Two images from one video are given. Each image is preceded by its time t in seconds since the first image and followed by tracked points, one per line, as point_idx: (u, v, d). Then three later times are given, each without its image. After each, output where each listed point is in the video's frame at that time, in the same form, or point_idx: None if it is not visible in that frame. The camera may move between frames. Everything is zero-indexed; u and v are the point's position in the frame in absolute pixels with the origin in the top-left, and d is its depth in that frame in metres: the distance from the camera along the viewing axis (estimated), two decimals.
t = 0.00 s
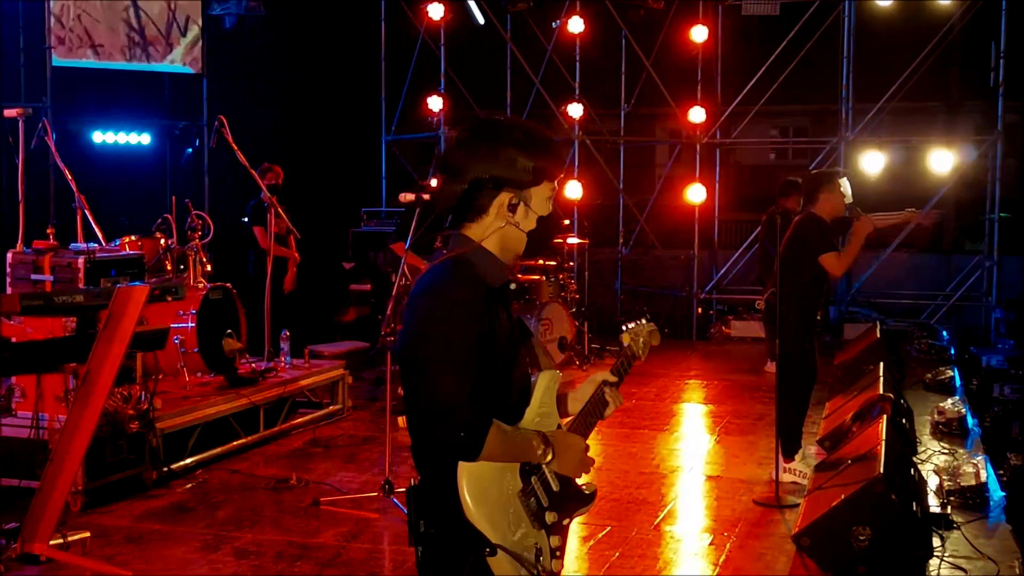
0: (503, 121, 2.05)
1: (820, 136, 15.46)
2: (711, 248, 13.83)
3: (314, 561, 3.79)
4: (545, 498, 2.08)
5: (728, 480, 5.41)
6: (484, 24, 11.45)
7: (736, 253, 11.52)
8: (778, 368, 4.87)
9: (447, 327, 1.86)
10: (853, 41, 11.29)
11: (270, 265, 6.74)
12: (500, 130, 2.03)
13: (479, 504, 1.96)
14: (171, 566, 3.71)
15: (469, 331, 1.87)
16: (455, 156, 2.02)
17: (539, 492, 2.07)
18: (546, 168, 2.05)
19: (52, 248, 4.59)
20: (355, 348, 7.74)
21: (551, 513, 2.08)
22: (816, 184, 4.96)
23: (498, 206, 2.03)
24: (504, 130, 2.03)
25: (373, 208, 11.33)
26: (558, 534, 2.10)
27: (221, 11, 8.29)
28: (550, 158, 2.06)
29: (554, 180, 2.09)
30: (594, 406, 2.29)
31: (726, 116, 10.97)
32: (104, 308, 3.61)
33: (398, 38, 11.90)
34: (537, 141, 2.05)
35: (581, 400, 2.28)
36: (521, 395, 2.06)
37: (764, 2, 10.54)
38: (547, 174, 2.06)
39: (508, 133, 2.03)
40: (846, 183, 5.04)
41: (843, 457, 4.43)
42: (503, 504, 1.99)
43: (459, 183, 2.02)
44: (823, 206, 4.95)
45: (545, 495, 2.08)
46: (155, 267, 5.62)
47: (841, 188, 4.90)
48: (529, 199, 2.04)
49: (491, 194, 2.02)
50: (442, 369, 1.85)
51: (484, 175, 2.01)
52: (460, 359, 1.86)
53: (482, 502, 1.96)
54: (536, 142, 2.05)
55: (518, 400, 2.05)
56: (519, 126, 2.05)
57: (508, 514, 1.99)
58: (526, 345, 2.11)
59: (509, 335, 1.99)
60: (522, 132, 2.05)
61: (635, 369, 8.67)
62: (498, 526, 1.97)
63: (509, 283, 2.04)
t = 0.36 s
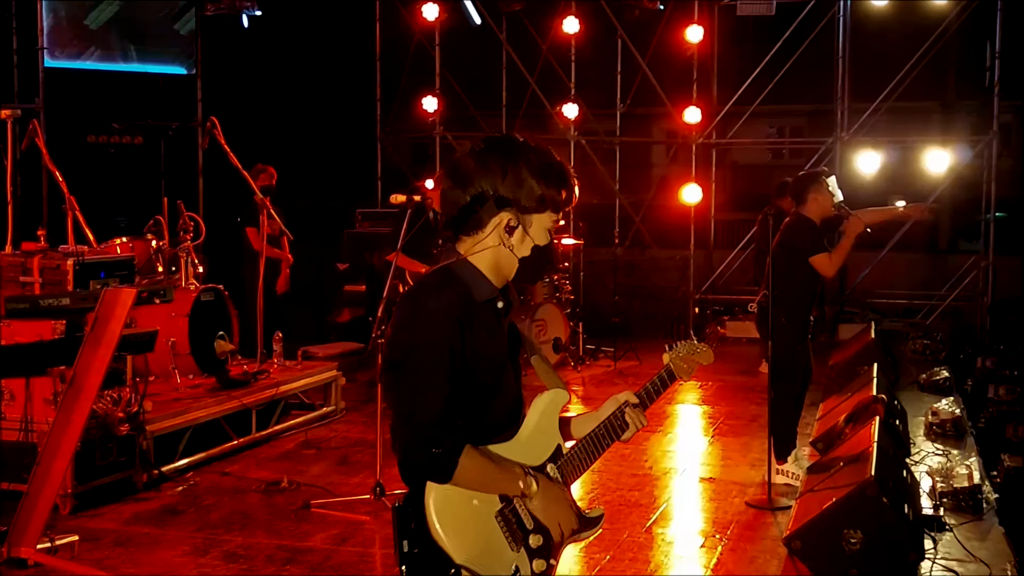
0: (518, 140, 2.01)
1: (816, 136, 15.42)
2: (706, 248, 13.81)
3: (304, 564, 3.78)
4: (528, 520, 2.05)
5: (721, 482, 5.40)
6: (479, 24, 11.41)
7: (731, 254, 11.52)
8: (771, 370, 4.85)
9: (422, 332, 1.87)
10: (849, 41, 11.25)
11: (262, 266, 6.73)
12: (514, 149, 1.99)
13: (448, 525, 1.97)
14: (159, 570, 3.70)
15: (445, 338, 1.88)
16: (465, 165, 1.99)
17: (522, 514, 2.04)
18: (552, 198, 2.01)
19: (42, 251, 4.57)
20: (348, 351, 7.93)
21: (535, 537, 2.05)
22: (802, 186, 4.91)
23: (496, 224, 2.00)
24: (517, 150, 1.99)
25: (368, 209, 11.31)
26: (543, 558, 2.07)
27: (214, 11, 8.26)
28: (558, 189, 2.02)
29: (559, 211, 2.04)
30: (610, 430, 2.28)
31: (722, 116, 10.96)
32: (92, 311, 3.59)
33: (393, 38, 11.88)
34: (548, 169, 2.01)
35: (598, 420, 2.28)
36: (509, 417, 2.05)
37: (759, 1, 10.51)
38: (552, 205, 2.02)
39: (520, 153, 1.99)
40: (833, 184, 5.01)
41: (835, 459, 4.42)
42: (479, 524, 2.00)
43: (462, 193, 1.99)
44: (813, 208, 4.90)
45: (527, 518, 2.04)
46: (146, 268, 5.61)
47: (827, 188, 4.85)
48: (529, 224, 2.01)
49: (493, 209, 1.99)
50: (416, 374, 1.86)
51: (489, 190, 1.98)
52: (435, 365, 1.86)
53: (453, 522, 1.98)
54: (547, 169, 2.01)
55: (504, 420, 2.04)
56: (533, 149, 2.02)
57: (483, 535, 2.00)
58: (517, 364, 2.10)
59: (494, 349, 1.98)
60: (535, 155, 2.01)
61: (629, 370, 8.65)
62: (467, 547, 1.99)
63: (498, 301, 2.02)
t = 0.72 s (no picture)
0: (518, 143, 1.93)
1: (814, 137, 15.48)
2: (704, 249, 13.86)
3: (301, 563, 3.81)
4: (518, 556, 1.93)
5: (718, 482, 5.43)
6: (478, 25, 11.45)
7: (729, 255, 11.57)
8: (765, 370, 4.88)
9: (404, 354, 1.77)
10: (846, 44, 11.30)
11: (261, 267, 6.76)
12: (512, 154, 1.91)
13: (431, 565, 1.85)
14: (157, 569, 3.73)
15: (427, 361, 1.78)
16: (461, 168, 1.91)
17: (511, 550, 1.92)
18: (551, 207, 1.94)
19: (40, 251, 4.60)
20: (347, 351, 7.91)
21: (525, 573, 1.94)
22: (801, 188, 4.96)
23: (491, 231, 1.92)
24: (515, 155, 1.92)
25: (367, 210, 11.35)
26: None
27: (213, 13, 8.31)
28: (558, 196, 1.94)
29: (558, 219, 1.98)
30: (602, 453, 2.22)
31: (720, 118, 11.00)
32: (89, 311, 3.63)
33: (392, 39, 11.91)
34: (547, 175, 1.94)
35: (586, 446, 2.23)
36: (496, 442, 1.95)
37: (756, 4, 10.56)
38: (551, 213, 1.95)
39: (519, 158, 1.92)
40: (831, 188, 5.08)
41: (828, 460, 4.44)
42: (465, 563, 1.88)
43: (456, 198, 1.92)
44: (809, 211, 4.96)
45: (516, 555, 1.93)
46: (145, 269, 5.62)
47: (827, 192, 4.93)
48: (526, 230, 1.93)
49: (487, 215, 1.91)
50: (397, 400, 1.76)
51: (485, 196, 1.90)
52: (417, 391, 1.76)
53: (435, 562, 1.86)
54: (547, 176, 1.94)
55: (494, 446, 1.95)
56: (533, 153, 1.94)
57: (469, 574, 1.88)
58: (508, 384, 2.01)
59: (482, 371, 1.88)
60: (535, 160, 1.93)
61: (627, 370, 8.69)
62: None
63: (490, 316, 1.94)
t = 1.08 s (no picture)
0: (493, 116, 1.87)
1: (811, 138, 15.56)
2: (701, 249, 13.93)
3: (299, 557, 3.85)
4: (499, 557, 1.85)
5: (713, 478, 5.48)
6: (475, 27, 11.49)
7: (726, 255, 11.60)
8: (760, 367, 4.92)
9: (375, 356, 1.73)
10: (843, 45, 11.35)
11: (259, 265, 6.80)
12: (487, 126, 1.85)
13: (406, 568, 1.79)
14: (157, 562, 3.77)
15: (400, 359, 1.74)
16: (434, 148, 1.85)
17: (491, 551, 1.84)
18: (530, 178, 1.87)
19: (41, 248, 4.67)
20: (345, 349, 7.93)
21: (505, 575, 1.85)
22: (802, 190, 5.00)
23: (471, 210, 1.87)
24: (490, 127, 1.85)
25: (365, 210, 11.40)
26: None
27: (212, 14, 8.37)
28: (536, 165, 1.88)
29: (541, 188, 1.90)
30: (601, 445, 2.13)
31: (717, 118, 11.04)
32: (90, 307, 3.67)
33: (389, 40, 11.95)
34: (525, 143, 1.87)
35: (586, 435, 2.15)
36: (481, 440, 1.89)
37: (753, 5, 10.62)
38: (532, 184, 1.88)
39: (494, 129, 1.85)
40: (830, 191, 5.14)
41: (822, 455, 4.48)
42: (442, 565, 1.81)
43: (433, 179, 1.86)
44: (809, 212, 5.00)
45: (495, 555, 1.85)
46: (144, 267, 5.67)
47: (827, 196, 4.97)
48: (506, 203, 1.87)
49: (463, 196, 1.86)
50: (368, 403, 1.72)
51: (460, 173, 1.84)
52: (389, 394, 1.73)
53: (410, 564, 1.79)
54: (525, 145, 1.87)
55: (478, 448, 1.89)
56: (510, 124, 1.87)
57: None
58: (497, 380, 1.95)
59: (464, 370, 1.84)
60: (512, 131, 1.87)
61: (624, 369, 8.74)
62: None
63: (478, 307, 1.89)
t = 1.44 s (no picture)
0: (489, 88, 1.83)
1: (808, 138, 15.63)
2: (699, 250, 13.98)
3: (301, 549, 3.88)
4: (500, 537, 1.86)
5: (712, 474, 5.52)
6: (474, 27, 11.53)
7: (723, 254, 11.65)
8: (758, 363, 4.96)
9: (387, 320, 1.71)
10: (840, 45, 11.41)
11: (260, 263, 6.84)
12: (482, 98, 1.81)
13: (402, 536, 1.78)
14: (160, 555, 3.80)
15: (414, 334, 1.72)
16: (428, 126, 1.83)
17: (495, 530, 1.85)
18: (532, 148, 1.83)
19: (44, 244, 4.74)
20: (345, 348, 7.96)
21: (507, 556, 1.85)
22: (804, 189, 5.03)
23: (474, 185, 1.85)
24: (486, 100, 1.81)
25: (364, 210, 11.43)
26: None
27: (212, 14, 8.42)
28: (538, 133, 1.84)
29: (544, 158, 1.87)
30: (615, 426, 2.20)
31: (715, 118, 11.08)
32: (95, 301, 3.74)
33: (388, 42, 11.99)
34: (525, 113, 1.83)
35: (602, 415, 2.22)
36: (487, 416, 1.90)
37: (751, 5, 10.67)
38: (535, 155, 1.85)
39: (489, 101, 1.82)
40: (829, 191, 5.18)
41: (820, 449, 4.51)
42: (440, 538, 1.80)
43: (431, 158, 1.84)
44: (811, 211, 5.03)
45: (498, 536, 1.85)
46: (145, 264, 5.71)
47: (828, 195, 5.00)
48: (510, 177, 1.85)
49: (460, 174, 1.84)
50: (383, 367, 1.69)
51: (457, 147, 1.82)
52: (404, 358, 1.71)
53: (406, 533, 1.78)
54: (525, 116, 1.83)
55: (484, 422, 1.90)
56: (506, 95, 1.83)
57: (443, 550, 1.80)
58: (505, 355, 1.95)
59: (473, 342, 1.85)
60: (511, 102, 1.83)
61: (623, 367, 8.79)
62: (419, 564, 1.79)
63: (488, 279, 1.89)
